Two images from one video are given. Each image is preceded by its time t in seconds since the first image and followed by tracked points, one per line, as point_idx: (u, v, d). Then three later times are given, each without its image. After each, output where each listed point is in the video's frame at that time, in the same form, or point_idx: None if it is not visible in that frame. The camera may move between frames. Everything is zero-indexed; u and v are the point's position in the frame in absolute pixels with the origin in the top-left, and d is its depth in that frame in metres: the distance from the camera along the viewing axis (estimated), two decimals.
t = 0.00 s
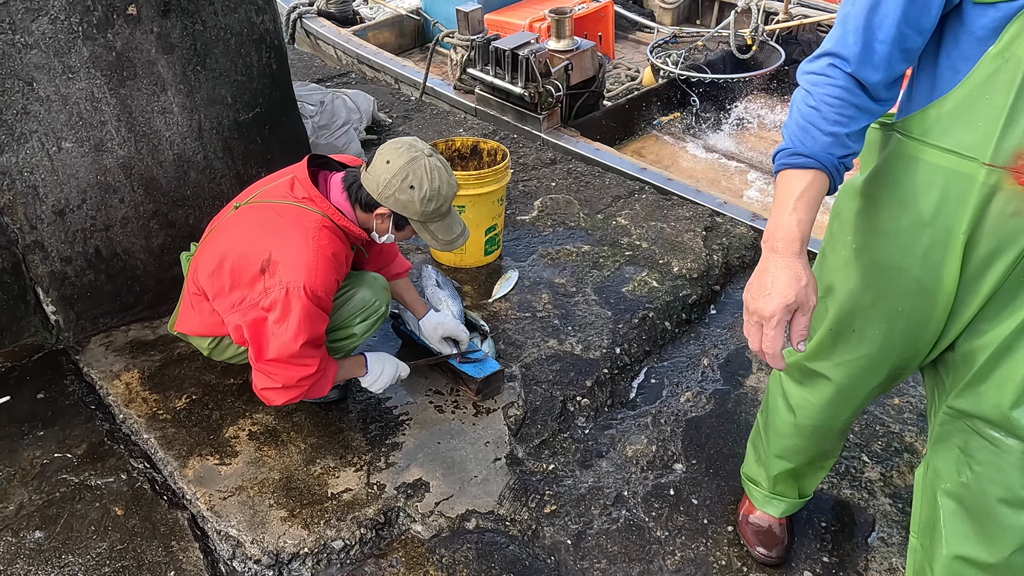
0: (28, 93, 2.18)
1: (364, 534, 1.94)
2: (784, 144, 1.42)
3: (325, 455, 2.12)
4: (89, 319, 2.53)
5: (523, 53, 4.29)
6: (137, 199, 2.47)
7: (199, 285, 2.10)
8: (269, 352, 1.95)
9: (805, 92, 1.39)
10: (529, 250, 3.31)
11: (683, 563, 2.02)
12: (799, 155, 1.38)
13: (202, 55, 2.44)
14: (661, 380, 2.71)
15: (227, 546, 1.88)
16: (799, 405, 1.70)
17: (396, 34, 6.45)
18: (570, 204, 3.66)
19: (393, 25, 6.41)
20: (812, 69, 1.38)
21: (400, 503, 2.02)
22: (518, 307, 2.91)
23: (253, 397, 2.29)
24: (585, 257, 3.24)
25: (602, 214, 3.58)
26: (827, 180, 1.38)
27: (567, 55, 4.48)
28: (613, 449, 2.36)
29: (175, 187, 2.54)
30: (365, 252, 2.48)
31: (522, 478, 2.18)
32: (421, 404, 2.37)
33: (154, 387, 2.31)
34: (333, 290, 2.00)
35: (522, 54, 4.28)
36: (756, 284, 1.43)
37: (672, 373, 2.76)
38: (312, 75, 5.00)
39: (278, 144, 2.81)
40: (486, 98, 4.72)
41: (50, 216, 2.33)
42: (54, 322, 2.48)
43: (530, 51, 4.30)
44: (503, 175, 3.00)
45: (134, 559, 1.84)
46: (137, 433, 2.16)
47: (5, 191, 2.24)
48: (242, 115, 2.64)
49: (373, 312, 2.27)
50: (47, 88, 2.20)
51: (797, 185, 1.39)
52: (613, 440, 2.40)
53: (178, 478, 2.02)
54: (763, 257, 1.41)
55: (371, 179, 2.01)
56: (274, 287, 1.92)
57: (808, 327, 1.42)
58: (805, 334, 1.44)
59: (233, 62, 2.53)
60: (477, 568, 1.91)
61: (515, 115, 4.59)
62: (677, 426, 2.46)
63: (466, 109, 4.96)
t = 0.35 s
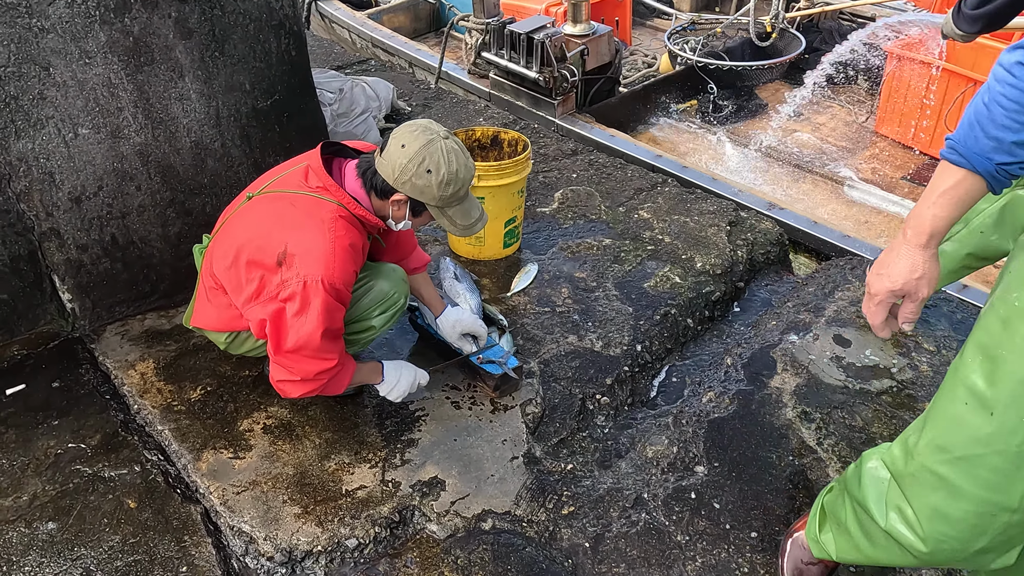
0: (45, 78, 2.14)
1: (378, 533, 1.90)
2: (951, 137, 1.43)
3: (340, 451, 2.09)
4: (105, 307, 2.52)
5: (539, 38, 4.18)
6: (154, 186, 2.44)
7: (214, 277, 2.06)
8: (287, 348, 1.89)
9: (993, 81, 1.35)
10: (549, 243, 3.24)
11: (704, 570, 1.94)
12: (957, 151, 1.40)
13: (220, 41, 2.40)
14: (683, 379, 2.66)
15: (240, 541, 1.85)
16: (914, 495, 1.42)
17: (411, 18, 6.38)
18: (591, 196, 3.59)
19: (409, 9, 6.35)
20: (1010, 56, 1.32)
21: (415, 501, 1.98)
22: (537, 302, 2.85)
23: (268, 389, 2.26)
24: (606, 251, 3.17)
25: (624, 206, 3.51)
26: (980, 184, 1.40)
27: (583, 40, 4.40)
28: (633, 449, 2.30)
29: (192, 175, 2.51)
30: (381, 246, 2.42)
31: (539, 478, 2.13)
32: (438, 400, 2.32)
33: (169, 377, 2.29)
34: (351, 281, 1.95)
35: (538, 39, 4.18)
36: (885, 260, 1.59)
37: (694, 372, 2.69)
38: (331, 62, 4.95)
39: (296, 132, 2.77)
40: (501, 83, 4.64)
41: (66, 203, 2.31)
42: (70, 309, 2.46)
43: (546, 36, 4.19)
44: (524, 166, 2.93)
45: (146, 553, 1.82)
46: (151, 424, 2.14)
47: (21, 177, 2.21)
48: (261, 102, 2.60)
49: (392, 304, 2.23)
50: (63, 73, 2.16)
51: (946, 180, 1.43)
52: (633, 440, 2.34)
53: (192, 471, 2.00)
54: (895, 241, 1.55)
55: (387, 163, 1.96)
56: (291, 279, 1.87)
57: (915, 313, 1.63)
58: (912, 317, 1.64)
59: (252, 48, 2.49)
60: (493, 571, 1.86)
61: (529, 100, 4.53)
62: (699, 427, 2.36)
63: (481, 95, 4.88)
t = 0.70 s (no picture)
0: (41, 60, 2.08)
1: (380, 530, 1.86)
2: None
3: (342, 445, 2.05)
4: (105, 294, 2.47)
5: (543, 14, 4.15)
6: (154, 172, 2.39)
7: (188, 275, 2.03)
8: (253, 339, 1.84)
9: None
10: (558, 232, 3.17)
11: (714, 571, 1.89)
12: None
13: (222, 23, 2.34)
14: (694, 372, 2.60)
15: (240, 537, 1.81)
16: None
17: None
18: (601, 183, 3.51)
19: None
20: None
21: (418, 498, 1.94)
22: (546, 293, 2.79)
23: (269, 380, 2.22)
24: (617, 241, 3.09)
25: (635, 194, 3.43)
26: None
27: (589, 19, 4.31)
28: (642, 445, 2.24)
29: (193, 160, 2.46)
30: (362, 225, 2.38)
31: (546, 474, 2.08)
32: (442, 392, 2.27)
33: (169, 367, 2.25)
34: (314, 269, 1.88)
35: (542, 15, 4.14)
36: (982, 332, 1.59)
37: (705, 366, 2.63)
38: (338, 44, 4.86)
39: (300, 117, 2.71)
40: (505, 63, 4.63)
41: (64, 188, 2.25)
42: (69, 297, 2.42)
43: (551, 12, 4.16)
44: (533, 153, 2.85)
45: (143, 548, 1.78)
46: (150, 416, 2.11)
47: (18, 162, 2.16)
48: (264, 86, 2.53)
49: (372, 283, 2.13)
50: (60, 55, 2.10)
51: (1023, 257, 1.48)
52: (642, 435, 2.28)
53: (191, 464, 1.96)
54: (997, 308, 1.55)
55: (342, 146, 1.85)
56: (251, 271, 1.82)
57: (1018, 391, 1.60)
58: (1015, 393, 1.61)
59: (254, 30, 2.43)
60: (498, 570, 1.82)
61: (534, 80, 4.48)
62: (710, 423, 2.30)
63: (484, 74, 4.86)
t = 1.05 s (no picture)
0: (50, 47, 2.06)
1: (393, 524, 1.84)
2: None
3: (354, 437, 2.03)
4: (115, 284, 2.46)
5: None
6: (164, 160, 2.36)
7: (192, 266, 2.02)
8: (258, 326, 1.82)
9: None
10: (570, 222, 3.14)
11: (729, 568, 1.86)
12: None
13: (232, 8, 2.31)
14: (707, 366, 2.57)
15: (251, 530, 1.80)
16: None
17: None
18: (614, 173, 3.47)
19: None
20: None
21: (431, 492, 1.92)
22: (558, 284, 2.75)
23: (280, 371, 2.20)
24: (629, 232, 3.06)
25: (648, 184, 3.39)
26: None
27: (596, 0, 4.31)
28: (656, 440, 2.21)
29: (203, 149, 2.43)
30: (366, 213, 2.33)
31: (559, 469, 2.06)
32: (454, 385, 2.25)
33: (179, 358, 2.24)
34: (314, 253, 1.85)
35: None
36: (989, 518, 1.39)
37: (719, 359, 2.60)
38: (348, 31, 4.81)
39: (310, 105, 2.68)
40: (509, 45, 4.59)
41: (74, 176, 2.23)
42: (80, 286, 2.40)
43: None
44: (546, 142, 2.81)
45: (155, 540, 1.77)
46: (161, 407, 2.10)
47: (27, 150, 2.14)
48: (274, 74, 2.50)
49: (377, 267, 2.10)
50: (69, 42, 2.08)
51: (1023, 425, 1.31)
52: (656, 430, 2.25)
53: (203, 456, 1.95)
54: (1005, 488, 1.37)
55: (339, 126, 1.79)
56: (251, 256, 1.79)
57: None
58: None
59: (264, 16, 2.39)
60: (511, 566, 1.79)
61: (538, 63, 4.46)
62: (725, 418, 2.27)
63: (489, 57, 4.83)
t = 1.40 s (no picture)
0: (59, 30, 2.02)
1: (408, 516, 1.82)
2: None
3: (368, 428, 2.01)
4: (126, 272, 2.43)
5: None
6: (175, 146, 2.33)
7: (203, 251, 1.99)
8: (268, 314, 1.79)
9: None
10: (584, 211, 3.09)
11: (749, 563, 1.83)
12: None
13: None
14: (724, 357, 2.53)
15: (265, 521, 1.78)
16: None
17: None
18: (628, 162, 3.42)
19: None
20: None
21: (446, 483, 1.90)
22: (572, 274, 2.72)
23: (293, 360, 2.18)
24: (644, 221, 3.01)
25: (662, 173, 3.34)
26: None
27: None
28: (673, 432, 2.18)
29: (214, 135, 2.40)
30: (381, 204, 2.29)
31: (575, 461, 2.02)
32: (469, 375, 2.22)
33: (191, 346, 2.22)
34: (328, 242, 1.81)
35: None
36: None
37: (736, 350, 2.56)
38: (357, 17, 4.76)
39: (322, 91, 2.64)
40: (515, 29, 4.52)
41: (85, 162, 2.20)
42: (90, 274, 2.38)
43: None
44: (560, 130, 2.76)
45: (168, 531, 1.75)
46: (173, 396, 2.07)
47: (38, 135, 2.10)
48: (285, 59, 2.46)
49: (391, 257, 2.07)
50: (79, 25, 2.04)
51: None
52: (673, 421, 2.22)
53: (215, 446, 1.93)
54: None
55: (357, 110, 1.75)
56: (264, 243, 1.76)
57: None
58: None
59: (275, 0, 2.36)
60: (528, 559, 1.76)
61: (545, 49, 4.37)
62: (743, 410, 2.24)
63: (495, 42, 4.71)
